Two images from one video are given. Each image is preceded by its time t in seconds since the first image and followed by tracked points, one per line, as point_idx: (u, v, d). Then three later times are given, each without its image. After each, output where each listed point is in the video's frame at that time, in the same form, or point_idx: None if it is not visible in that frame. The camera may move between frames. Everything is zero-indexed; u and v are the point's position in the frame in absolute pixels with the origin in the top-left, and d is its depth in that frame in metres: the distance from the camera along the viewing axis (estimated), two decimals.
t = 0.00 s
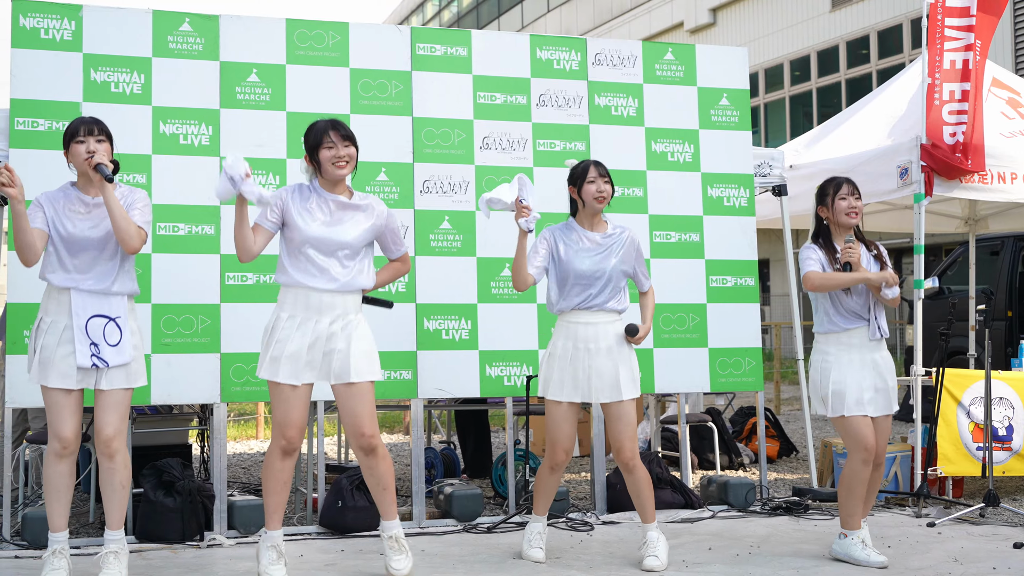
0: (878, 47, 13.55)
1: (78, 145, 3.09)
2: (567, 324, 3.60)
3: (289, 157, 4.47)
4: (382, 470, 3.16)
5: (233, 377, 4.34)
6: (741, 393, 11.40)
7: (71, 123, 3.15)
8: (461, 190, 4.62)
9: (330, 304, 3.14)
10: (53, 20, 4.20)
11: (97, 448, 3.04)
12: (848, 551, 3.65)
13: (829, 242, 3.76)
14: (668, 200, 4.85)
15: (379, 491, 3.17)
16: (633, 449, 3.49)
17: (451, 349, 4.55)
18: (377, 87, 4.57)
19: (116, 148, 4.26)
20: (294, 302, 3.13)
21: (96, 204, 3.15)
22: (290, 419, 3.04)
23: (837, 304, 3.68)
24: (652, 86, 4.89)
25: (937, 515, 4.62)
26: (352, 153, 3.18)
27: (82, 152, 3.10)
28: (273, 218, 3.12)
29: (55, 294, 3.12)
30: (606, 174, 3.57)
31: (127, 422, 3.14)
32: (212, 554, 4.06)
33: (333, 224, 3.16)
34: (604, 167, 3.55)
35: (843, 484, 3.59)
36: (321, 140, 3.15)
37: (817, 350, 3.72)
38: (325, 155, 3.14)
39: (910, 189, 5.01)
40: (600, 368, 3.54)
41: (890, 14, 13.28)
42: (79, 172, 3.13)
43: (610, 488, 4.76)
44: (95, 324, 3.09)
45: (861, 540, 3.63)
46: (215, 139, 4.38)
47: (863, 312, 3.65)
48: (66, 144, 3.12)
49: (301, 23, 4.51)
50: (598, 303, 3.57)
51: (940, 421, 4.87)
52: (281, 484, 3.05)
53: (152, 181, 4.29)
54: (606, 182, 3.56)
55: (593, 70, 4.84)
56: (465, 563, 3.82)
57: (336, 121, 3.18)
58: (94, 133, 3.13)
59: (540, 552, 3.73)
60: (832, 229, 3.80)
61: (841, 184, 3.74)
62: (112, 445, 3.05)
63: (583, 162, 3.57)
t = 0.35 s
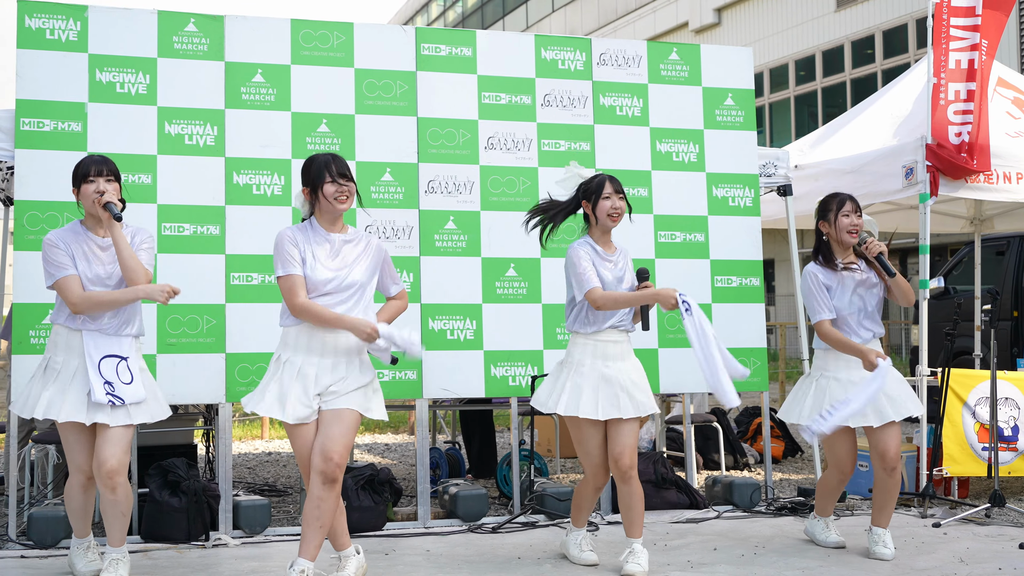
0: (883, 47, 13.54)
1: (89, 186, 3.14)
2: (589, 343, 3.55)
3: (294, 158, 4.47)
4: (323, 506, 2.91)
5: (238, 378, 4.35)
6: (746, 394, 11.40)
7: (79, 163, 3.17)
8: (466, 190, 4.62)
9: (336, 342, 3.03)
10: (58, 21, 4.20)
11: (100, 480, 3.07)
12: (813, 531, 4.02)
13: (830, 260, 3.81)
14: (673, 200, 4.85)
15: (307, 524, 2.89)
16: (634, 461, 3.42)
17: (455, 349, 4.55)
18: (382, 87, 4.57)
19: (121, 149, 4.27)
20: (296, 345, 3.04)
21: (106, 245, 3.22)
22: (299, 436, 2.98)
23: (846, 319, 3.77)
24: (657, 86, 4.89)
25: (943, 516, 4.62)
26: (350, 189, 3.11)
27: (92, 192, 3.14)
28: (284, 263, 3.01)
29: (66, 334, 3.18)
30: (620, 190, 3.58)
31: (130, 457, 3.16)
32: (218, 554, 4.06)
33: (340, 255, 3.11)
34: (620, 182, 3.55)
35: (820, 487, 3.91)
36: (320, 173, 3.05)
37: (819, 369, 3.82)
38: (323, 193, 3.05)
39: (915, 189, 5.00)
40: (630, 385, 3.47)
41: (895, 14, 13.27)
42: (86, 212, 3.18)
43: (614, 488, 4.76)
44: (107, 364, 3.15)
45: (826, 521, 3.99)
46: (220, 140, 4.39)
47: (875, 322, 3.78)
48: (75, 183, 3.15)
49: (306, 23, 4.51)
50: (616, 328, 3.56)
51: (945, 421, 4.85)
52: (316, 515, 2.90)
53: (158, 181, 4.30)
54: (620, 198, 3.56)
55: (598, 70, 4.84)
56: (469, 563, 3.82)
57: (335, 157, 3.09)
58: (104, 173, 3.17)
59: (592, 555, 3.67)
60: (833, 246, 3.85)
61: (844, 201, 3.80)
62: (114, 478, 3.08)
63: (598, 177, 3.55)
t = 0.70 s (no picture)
0: (894, 47, 13.52)
1: (104, 167, 3.13)
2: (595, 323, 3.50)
3: (304, 158, 4.48)
4: (393, 483, 3.28)
5: (249, 378, 4.35)
6: (756, 394, 11.39)
7: (97, 145, 3.18)
8: (476, 190, 4.62)
9: (343, 318, 3.23)
10: (70, 22, 4.22)
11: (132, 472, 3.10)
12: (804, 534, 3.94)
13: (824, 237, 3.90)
14: (683, 200, 4.84)
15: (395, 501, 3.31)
16: (647, 460, 3.48)
17: (466, 349, 4.55)
18: (392, 88, 4.57)
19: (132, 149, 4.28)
20: (308, 317, 3.24)
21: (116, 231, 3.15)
22: (309, 434, 3.14)
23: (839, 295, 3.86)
24: (668, 86, 4.88)
25: (955, 516, 4.61)
26: (364, 167, 3.26)
27: (107, 171, 3.13)
28: (293, 242, 3.28)
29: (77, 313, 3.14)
30: (629, 172, 3.54)
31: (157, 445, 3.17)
32: (229, 554, 4.06)
33: (348, 237, 3.25)
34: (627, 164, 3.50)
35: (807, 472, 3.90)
36: (333, 152, 3.21)
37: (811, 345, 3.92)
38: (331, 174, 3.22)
39: (927, 188, 4.97)
40: (638, 372, 3.44)
41: (907, 14, 13.25)
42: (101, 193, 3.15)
43: (625, 489, 4.76)
44: (116, 339, 3.09)
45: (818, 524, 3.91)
46: (231, 140, 4.39)
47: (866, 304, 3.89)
48: (93, 166, 3.16)
49: (317, 23, 4.52)
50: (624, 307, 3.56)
51: (957, 423, 4.85)
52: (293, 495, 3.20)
53: (169, 181, 4.31)
54: (628, 181, 3.52)
55: (609, 70, 4.83)
56: (480, 563, 3.82)
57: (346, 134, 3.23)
58: (120, 155, 3.16)
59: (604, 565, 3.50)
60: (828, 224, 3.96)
61: (843, 180, 3.90)
62: (146, 470, 3.11)
63: (605, 160, 3.53)
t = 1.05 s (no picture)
0: (906, 47, 13.50)
1: (110, 138, 3.12)
2: (612, 302, 3.56)
3: (316, 158, 4.48)
4: (405, 454, 3.29)
5: (261, 377, 4.36)
6: (767, 395, 11.38)
7: (104, 115, 3.16)
8: (488, 190, 4.62)
9: (367, 291, 3.25)
10: (83, 22, 4.23)
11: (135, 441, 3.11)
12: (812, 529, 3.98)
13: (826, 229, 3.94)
14: (694, 200, 4.84)
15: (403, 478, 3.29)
16: (665, 437, 3.49)
17: (478, 349, 4.55)
18: (404, 88, 4.57)
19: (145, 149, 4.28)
20: (331, 289, 3.27)
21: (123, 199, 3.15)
22: (333, 403, 3.16)
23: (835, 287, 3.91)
24: (679, 86, 4.88)
25: (967, 517, 4.60)
26: (376, 140, 3.26)
27: (113, 143, 3.12)
28: (315, 219, 3.31)
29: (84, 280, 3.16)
30: (646, 156, 3.56)
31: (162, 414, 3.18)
32: (240, 553, 4.07)
33: (367, 210, 3.27)
34: (643, 148, 3.53)
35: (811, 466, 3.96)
36: (343, 130, 3.22)
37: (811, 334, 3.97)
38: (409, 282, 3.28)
39: (939, 188, 4.99)
40: (651, 346, 3.48)
41: (919, 14, 13.22)
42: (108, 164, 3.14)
43: (636, 489, 4.76)
44: (124, 303, 3.10)
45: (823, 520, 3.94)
46: (243, 141, 4.40)
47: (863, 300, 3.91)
48: (98, 136, 3.14)
49: (328, 24, 4.52)
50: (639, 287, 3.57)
51: (970, 424, 4.84)
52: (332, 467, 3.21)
53: (181, 182, 4.31)
54: (643, 164, 3.55)
55: (620, 71, 4.83)
56: (491, 563, 3.82)
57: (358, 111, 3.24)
58: (127, 127, 3.15)
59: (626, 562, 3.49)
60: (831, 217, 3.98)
61: (849, 176, 3.92)
62: (150, 439, 3.12)
63: (624, 141, 3.56)
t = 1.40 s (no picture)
0: (919, 49, 13.50)
1: (133, 140, 3.14)
2: (625, 305, 3.57)
3: (332, 160, 4.52)
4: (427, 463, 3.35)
5: (277, 378, 4.40)
6: (780, 397, 11.40)
7: (125, 118, 3.19)
8: (502, 192, 4.66)
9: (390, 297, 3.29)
10: (102, 26, 4.28)
11: (155, 438, 3.11)
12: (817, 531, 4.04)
13: (830, 244, 4.00)
14: (707, 202, 4.86)
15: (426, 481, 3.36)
16: (675, 439, 3.55)
17: (493, 350, 4.59)
18: (419, 91, 4.61)
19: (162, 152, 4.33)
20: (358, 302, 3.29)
21: (143, 205, 3.17)
22: (362, 410, 3.20)
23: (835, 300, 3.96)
24: (692, 89, 4.91)
25: (979, 519, 4.61)
26: (403, 153, 3.31)
27: (135, 143, 3.14)
28: (335, 222, 3.36)
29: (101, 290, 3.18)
30: (657, 159, 3.59)
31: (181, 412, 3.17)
32: (257, 552, 4.10)
33: (390, 215, 3.32)
34: (657, 151, 3.55)
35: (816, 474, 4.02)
36: (373, 137, 3.28)
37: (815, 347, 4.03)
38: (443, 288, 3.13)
39: (952, 191, 5.03)
40: (664, 347, 3.53)
41: (932, 17, 13.21)
42: (130, 164, 3.16)
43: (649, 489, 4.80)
44: (138, 316, 3.12)
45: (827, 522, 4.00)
46: (259, 143, 4.44)
47: (864, 314, 3.92)
48: (121, 138, 3.17)
49: (344, 27, 4.57)
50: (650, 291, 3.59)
51: (981, 426, 4.82)
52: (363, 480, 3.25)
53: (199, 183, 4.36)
54: (656, 168, 3.57)
55: (634, 73, 4.86)
56: (505, 563, 3.85)
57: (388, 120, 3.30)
58: (149, 129, 3.17)
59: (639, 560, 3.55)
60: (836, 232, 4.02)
61: (853, 191, 3.96)
62: (170, 437, 3.12)
63: (634, 146, 3.56)
